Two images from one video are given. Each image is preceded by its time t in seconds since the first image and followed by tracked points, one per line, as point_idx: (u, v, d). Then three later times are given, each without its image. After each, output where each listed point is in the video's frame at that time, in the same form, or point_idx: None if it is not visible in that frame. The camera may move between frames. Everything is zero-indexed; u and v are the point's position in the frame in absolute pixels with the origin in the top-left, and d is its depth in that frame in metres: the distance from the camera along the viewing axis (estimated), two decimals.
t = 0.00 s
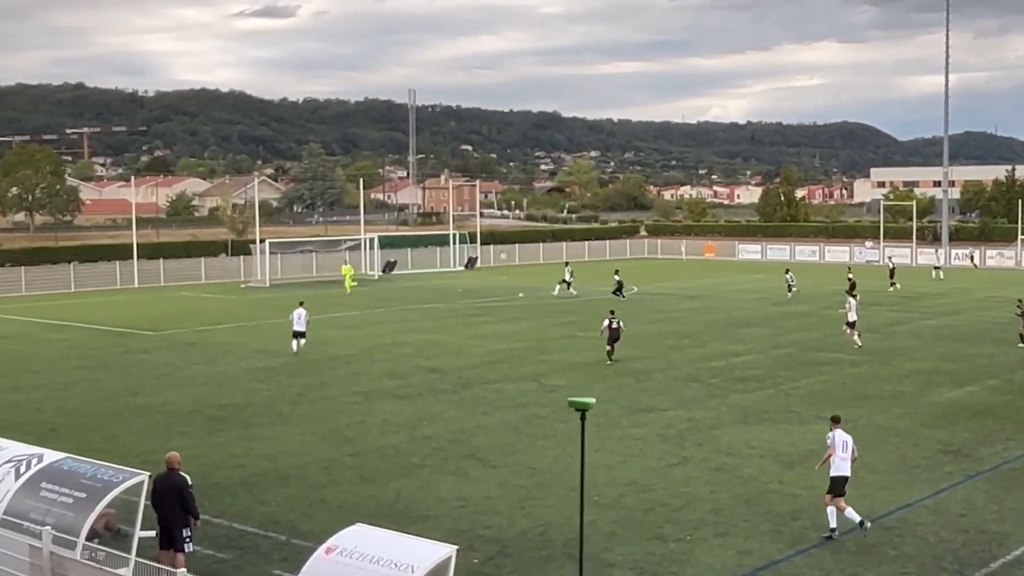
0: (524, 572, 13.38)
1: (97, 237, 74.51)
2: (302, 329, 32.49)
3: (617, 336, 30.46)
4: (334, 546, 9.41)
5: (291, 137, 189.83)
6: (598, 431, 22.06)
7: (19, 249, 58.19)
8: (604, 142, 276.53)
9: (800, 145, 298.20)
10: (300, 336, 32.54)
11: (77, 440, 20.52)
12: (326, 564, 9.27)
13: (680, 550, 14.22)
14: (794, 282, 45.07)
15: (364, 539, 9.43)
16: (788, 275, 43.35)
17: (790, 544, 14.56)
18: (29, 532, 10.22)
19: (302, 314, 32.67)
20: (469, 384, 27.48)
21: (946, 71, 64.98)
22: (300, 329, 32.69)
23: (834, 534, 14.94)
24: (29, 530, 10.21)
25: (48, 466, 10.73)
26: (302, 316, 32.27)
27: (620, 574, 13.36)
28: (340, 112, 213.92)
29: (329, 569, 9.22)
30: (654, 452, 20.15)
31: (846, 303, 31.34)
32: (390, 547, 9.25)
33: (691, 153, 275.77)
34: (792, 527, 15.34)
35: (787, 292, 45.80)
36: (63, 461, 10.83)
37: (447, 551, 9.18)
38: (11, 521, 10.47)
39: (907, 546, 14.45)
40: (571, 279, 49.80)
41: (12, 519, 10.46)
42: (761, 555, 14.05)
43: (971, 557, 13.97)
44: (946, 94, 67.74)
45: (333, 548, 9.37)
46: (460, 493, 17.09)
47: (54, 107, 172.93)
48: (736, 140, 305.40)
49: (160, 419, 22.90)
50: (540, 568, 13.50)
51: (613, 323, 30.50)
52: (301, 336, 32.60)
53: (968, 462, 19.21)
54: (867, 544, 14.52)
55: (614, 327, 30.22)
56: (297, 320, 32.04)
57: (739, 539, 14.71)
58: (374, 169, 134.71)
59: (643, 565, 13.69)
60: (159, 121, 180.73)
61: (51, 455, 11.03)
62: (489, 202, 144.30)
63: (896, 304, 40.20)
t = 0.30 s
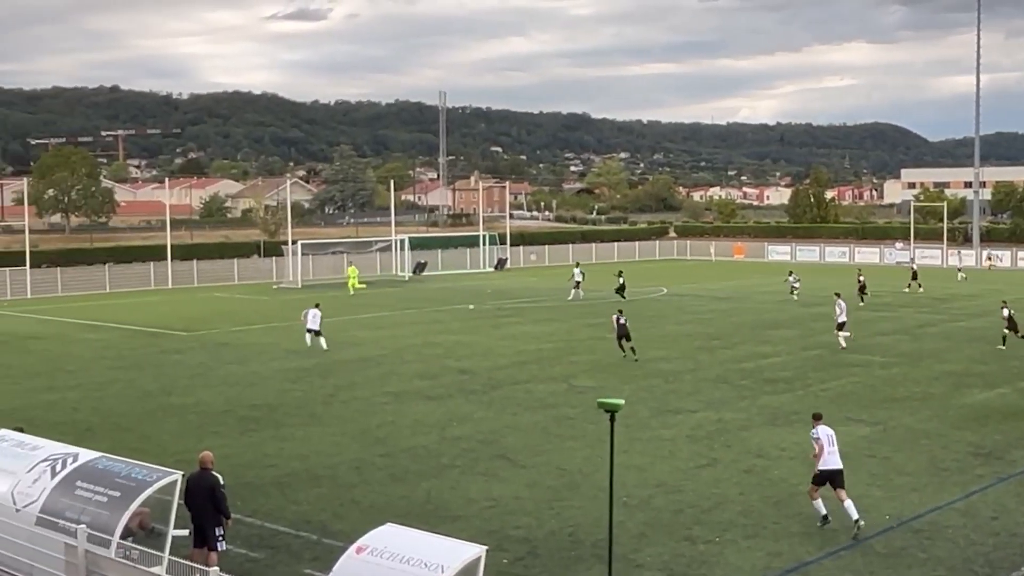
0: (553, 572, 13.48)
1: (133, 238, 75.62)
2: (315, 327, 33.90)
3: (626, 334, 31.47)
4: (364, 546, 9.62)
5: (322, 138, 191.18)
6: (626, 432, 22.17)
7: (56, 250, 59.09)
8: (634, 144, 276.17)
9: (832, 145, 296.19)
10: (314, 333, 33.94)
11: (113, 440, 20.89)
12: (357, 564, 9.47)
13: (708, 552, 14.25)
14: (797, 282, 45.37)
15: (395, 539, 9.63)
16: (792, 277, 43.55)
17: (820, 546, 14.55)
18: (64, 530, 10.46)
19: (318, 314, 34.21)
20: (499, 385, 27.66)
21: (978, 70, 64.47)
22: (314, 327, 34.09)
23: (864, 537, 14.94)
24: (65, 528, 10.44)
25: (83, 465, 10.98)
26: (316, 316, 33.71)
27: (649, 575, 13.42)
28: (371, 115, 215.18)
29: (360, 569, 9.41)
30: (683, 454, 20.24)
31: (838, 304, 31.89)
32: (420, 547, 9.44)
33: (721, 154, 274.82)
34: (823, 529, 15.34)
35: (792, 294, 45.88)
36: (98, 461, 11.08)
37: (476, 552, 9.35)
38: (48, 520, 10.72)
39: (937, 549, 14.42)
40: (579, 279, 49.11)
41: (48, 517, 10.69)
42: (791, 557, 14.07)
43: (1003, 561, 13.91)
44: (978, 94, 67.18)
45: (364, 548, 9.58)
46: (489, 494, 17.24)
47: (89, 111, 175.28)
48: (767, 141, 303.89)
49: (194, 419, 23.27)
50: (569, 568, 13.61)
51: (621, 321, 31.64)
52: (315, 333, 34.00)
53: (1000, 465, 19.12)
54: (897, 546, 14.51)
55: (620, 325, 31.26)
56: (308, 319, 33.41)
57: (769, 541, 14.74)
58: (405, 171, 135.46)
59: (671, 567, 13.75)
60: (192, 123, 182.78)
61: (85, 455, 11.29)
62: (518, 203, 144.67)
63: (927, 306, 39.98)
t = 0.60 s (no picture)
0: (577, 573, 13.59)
1: (159, 239, 76.16)
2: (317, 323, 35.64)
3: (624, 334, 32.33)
4: (389, 546, 9.77)
5: (347, 140, 192.11)
6: (650, 433, 22.24)
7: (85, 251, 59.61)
8: (657, 145, 275.77)
9: (857, 144, 294.36)
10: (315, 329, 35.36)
11: (141, 440, 21.19)
12: (382, 564, 9.63)
13: (732, 554, 14.31)
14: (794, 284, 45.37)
15: (419, 540, 9.77)
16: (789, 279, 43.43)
17: (844, 548, 14.57)
18: (93, 530, 10.67)
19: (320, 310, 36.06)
20: (523, 386, 27.80)
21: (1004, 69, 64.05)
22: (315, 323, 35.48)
23: (888, 539, 14.95)
24: (92, 528, 10.65)
25: (111, 465, 11.21)
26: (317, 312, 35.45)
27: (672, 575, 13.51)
28: (396, 117, 216.13)
29: (385, 569, 9.57)
30: (706, 455, 20.30)
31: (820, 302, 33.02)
32: (444, 547, 9.58)
33: (744, 155, 273.76)
34: (846, 531, 15.35)
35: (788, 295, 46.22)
36: (125, 461, 11.30)
37: (500, 553, 9.47)
38: (77, 519, 10.93)
39: (963, 551, 14.43)
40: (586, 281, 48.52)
41: (76, 517, 10.89)
42: (815, 559, 14.09)
43: None
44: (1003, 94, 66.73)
45: (388, 548, 9.74)
46: (513, 495, 17.37)
47: (117, 113, 177.09)
48: (792, 141, 302.45)
49: (221, 419, 23.56)
50: (592, 569, 13.72)
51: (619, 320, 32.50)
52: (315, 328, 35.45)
53: None
54: (923, 549, 14.50)
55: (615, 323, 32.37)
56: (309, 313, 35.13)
57: (792, 543, 14.78)
58: (429, 173, 135.83)
59: (694, 567, 13.83)
60: (219, 125, 184.29)
61: (113, 455, 11.51)
62: (542, 205, 144.69)
63: (952, 307, 39.76)
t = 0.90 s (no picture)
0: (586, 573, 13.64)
1: (170, 241, 76.54)
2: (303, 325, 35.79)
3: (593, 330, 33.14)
4: (398, 546, 9.83)
5: (357, 142, 192.43)
6: (659, 434, 22.23)
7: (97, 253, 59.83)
8: (667, 146, 275.56)
9: (868, 144, 293.62)
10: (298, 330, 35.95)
11: (151, 441, 21.32)
12: (391, 563, 9.70)
13: (741, 555, 14.30)
14: (779, 287, 44.95)
15: (428, 540, 9.83)
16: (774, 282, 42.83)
17: (852, 550, 14.56)
18: (103, 529, 10.75)
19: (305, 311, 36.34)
20: (533, 386, 27.85)
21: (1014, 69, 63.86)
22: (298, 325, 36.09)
23: (897, 540, 14.93)
24: (103, 527, 10.74)
25: (122, 465, 11.31)
26: (303, 313, 35.67)
27: None
28: (405, 119, 216.51)
29: (394, 569, 9.65)
30: (716, 456, 20.31)
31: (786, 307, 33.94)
32: (455, 548, 9.63)
33: (754, 156, 273.30)
34: (856, 533, 15.34)
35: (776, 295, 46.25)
36: (136, 461, 11.39)
37: (510, 553, 9.51)
38: (87, 518, 11.03)
39: (972, 552, 14.42)
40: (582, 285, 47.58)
41: (87, 516, 10.97)
42: (824, 561, 14.07)
43: None
44: (1014, 94, 66.54)
45: (398, 549, 9.81)
46: (522, 495, 17.41)
47: (128, 115, 177.84)
48: (802, 142, 301.81)
49: (231, 419, 23.68)
50: (601, 570, 13.76)
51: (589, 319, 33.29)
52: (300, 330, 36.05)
53: None
54: (932, 550, 14.49)
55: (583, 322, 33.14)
56: (293, 315, 35.37)
57: (802, 544, 14.78)
58: (438, 174, 135.95)
59: (702, 569, 13.83)
60: (229, 127, 184.96)
61: (124, 455, 11.62)
62: (551, 207, 144.70)
63: (963, 308, 39.57)
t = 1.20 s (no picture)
0: (591, 573, 13.66)
1: (176, 241, 77.06)
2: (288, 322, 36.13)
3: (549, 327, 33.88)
4: (403, 547, 9.87)
5: (362, 142, 192.47)
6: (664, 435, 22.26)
7: (103, 253, 59.97)
8: (672, 147, 275.54)
9: (872, 144, 293.28)
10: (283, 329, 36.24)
11: (157, 441, 21.42)
12: (396, 564, 9.74)
13: (746, 556, 14.31)
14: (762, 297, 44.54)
15: (433, 541, 9.85)
16: (759, 285, 42.33)
17: (857, 550, 14.57)
18: (109, 530, 10.79)
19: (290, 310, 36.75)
20: (538, 387, 27.88)
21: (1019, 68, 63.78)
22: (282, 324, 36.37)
23: (902, 541, 14.94)
24: (109, 528, 10.78)
25: (128, 466, 11.36)
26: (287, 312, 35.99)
27: None
28: (410, 119, 216.75)
29: (398, 569, 9.68)
30: (721, 456, 20.33)
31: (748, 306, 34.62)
32: (459, 548, 9.65)
33: (758, 156, 272.93)
34: (861, 533, 15.35)
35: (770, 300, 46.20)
36: (142, 462, 11.45)
37: (514, 555, 9.53)
38: (93, 519, 11.07)
39: (978, 553, 14.41)
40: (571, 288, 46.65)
41: (92, 516, 11.01)
42: (829, 561, 14.07)
43: None
44: (1020, 95, 66.49)
45: (403, 549, 9.85)
46: (527, 496, 17.45)
47: (133, 116, 178.23)
48: (807, 142, 301.53)
49: (236, 419, 23.76)
50: (605, 570, 13.79)
51: (549, 317, 34.11)
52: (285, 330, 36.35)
53: None
54: (937, 551, 14.49)
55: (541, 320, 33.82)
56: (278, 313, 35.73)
57: (807, 544, 14.79)
58: (444, 174, 135.95)
59: (707, 570, 13.84)
60: (235, 128, 185.31)
61: (130, 455, 11.68)
62: (556, 208, 144.64)
63: (968, 309, 39.53)
